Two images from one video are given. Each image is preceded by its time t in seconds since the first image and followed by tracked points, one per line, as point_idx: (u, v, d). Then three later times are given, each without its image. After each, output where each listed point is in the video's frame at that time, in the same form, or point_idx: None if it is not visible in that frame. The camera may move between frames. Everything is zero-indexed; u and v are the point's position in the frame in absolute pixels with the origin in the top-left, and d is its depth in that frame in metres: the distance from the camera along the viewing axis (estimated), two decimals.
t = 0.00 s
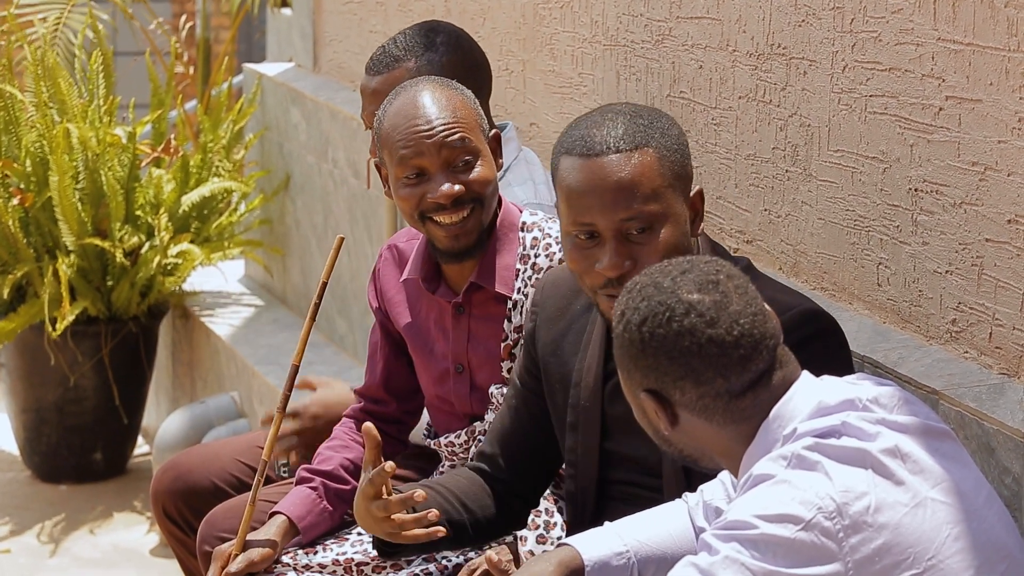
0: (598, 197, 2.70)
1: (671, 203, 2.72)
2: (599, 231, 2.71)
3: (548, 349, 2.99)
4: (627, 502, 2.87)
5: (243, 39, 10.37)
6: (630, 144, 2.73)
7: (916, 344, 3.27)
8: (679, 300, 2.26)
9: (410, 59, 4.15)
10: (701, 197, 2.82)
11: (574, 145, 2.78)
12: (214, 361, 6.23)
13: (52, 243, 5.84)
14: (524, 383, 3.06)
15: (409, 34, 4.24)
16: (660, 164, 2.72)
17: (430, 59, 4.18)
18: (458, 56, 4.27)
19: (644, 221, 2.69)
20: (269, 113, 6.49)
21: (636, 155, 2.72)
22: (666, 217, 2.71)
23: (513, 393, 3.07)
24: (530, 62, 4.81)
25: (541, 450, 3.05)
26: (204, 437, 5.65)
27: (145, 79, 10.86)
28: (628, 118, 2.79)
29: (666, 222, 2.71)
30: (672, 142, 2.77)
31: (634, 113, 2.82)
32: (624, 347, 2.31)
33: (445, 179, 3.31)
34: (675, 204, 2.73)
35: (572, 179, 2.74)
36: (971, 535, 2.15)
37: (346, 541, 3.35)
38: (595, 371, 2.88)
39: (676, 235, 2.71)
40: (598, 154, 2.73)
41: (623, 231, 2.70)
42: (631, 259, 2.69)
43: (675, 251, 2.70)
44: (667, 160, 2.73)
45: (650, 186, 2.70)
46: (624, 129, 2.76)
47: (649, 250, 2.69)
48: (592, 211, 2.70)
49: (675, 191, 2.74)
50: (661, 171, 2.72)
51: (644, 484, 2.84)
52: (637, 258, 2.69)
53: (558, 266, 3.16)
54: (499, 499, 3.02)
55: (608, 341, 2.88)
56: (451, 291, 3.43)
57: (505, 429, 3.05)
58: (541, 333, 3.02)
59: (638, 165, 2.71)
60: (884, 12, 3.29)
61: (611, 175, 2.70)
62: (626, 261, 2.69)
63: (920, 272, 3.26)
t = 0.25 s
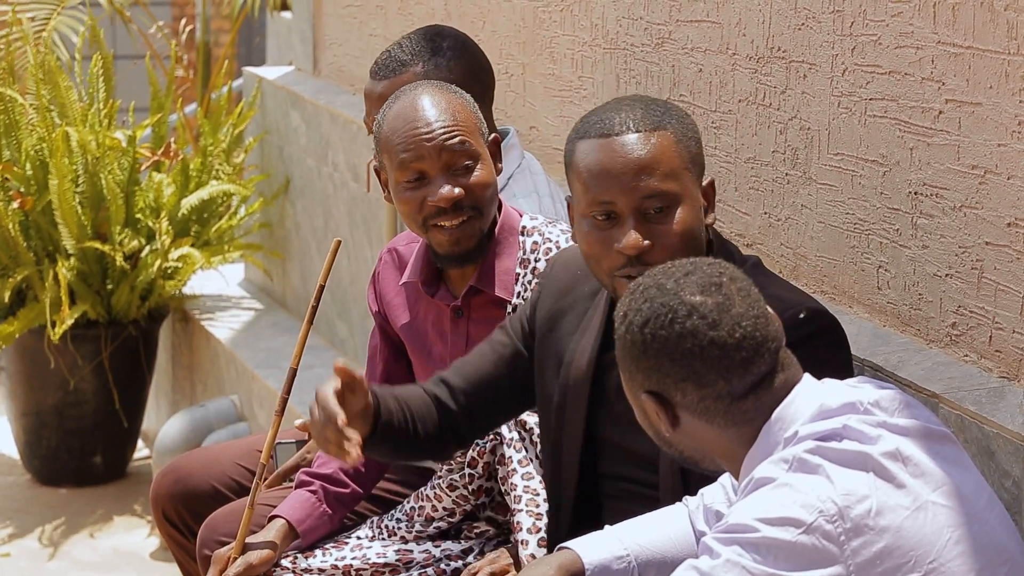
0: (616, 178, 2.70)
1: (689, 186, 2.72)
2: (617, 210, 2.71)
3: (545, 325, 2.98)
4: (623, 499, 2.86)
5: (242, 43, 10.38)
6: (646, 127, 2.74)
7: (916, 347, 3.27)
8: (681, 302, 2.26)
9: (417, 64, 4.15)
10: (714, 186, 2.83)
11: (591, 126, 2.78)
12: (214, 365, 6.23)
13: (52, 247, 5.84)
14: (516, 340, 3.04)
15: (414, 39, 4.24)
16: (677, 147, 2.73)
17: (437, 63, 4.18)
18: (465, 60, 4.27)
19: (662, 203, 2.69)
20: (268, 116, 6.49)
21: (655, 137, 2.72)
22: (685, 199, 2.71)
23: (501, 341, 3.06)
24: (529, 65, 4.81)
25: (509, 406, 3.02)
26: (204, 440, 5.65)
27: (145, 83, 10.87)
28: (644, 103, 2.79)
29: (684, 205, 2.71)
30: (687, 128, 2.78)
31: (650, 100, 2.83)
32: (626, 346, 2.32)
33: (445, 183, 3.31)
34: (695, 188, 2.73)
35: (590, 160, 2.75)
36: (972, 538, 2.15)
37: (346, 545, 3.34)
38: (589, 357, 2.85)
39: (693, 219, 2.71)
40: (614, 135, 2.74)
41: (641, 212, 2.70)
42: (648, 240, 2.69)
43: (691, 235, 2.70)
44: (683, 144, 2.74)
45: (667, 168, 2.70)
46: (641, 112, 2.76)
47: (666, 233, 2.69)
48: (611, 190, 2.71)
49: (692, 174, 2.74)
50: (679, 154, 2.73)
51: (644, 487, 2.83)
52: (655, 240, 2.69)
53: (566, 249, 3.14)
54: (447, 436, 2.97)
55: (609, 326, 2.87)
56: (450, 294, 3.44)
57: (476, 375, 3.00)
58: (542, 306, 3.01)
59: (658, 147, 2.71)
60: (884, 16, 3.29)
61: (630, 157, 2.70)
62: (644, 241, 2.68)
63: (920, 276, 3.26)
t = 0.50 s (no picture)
0: (578, 203, 2.70)
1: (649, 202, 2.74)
2: (583, 235, 2.69)
3: (511, 343, 3.04)
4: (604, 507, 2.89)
5: (242, 43, 10.39)
6: (600, 147, 2.76)
7: (916, 347, 3.27)
8: (683, 297, 2.26)
9: (428, 64, 4.15)
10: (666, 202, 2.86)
11: (545, 157, 2.78)
12: (214, 364, 6.23)
13: (52, 246, 5.84)
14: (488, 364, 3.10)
15: (425, 40, 4.24)
16: (631, 165, 2.75)
17: (449, 64, 4.18)
18: (478, 61, 4.27)
19: (628, 221, 2.70)
20: (268, 116, 6.49)
21: (609, 158, 2.74)
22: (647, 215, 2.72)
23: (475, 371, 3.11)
24: (529, 65, 4.81)
25: (493, 435, 3.09)
26: (204, 440, 5.65)
27: (145, 83, 10.88)
28: (590, 127, 2.82)
29: (648, 220, 2.72)
30: (635, 145, 2.81)
31: (595, 123, 2.86)
32: (627, 344, 2.30)
33: (446, 182, 3.30)
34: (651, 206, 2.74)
35: (547, 191, 2.74)
36: (971, 537, 2.15)
37: (346, 545, 3.34)
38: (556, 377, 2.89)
39: (658, 235, 2.72)
40: (569, 160, 2.74)
41: (610, 233, 2.69)
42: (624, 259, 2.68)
43: (660, 250, 2.71)
44: (635, 161, 2.77)
45: (627, 185, 2.72)
46: (591, 136, 2.79)
47: (638, 250, 2.69)
48: (576, 214, 2.70)
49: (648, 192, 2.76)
50: (634, 172, 2.75)
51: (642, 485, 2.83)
52: (627, 259, 2.68)
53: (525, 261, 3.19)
54: (437, 484, 3.00)
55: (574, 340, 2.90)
56: (451, 295, 3.46)
57: (461, 412, 3.06)
58: (506, 325, 3.06)
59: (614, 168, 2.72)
60: (884, 15, 3.29)
61: (587, 181, 2.71)
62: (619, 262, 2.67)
63: (920, 275, 3.26)
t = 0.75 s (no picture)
0: (584, 206, 2.72)
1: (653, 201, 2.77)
2: (589, 236, 2.72)
3: (522, 360, 2.99)
4: (612, 507, 2.92)
5: (242, 42, 10.39)
6: (606, 147, 2.78)
7: (915, 346, 3.27)
8: (685, 293, 2.26)
9: (438, 63, 4.16)
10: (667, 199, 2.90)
11: (550, 158, 2.80)
12: (214, 364, 6.23)
13: (52, 246, 5.83)
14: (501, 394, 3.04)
15: (435, 39, 4.25)
16: (637, 164, 2.78)
17: (456, 63, 4.19)
18: (487, 63, 4.28)
19: (633, 222, 2.73)
20: (268, 116, 6.49)
21: (615, 159, 2.76)
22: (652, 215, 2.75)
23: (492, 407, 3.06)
24: (529, 65, 4.81)
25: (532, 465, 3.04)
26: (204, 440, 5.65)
27: (145, 82, 10.89)
28: (594, 125, 2.84)
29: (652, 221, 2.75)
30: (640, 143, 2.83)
31: (599, 120, 2.88)
32: (626, 343, 2.30)
33: (446, 181, 3.30)
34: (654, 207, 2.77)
35: (552, 192, 2.77)
36: (973, 537, 2.14)
37: (346, 544, 3.33)
38: (568, 380, 2.91)
39: (662, 236, 2.75)
40: (574, 160, 2.76)
41: (614, 235, 2.72)
42: (627, 261, 2.71)
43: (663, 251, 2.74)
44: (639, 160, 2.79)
45: (633, 185, 2.74)
46: (596, 136, 2.80)
47: (640, 252, 2.72)
48: (581, 213, 2.72)
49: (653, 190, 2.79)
50: (638, 173, 2.77)
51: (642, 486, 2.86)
52: (632, 262, 2.71)
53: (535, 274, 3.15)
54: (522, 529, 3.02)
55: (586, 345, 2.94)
56: (452, 294, 3.43)
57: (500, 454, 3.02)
58: (512, 344, 3.01)
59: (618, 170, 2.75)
60: (884, 15, 3.29)
61: (592, 184, 2.73)
62: (623, 266, 2.70)
63: (920, 275, 3.26)
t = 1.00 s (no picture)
0: (616, 193, 2.69)
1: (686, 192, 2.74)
2: (617, 224, 2.69)
3: (542, 343, 2.94)
4: (618, 496, 2.83)
5: (243, 43, 10.40)
6: (642, 137, 2.74)
7: (916, 347, 3.27)
8: (747, 264, 2.20)
9: (443, 62, 4.17)
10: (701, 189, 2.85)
11: (584, 143, 2.76)
12: (214, 365, 6.23)
13: (52, 247, 5.84)
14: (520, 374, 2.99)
15: (443, 39, 4.26)
16: (671, 155, 2.74)
17: (462, 62, 4.20)
18: (495, 64, 4.27)
19: (664, 212, 2.70)
20: (269, 117, 6.48)
21: (649, 149, 2.72)
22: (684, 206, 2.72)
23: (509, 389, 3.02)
24: (530, 66, 4.80)
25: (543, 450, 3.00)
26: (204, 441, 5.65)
27: (145, 83, 10.90)
28: (631, 113, 2.80)
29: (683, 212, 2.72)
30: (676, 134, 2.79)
31: (636, 106, 2.84)
32: (678, 307, 2.23)
33: (445, 185, 3.30)
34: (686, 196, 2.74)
35: (584, 177, 2.73)
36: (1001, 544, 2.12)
37: (346, 543, 3.35)
38: (590, 363, 2.84)
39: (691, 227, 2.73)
40: (607, 148, 2.73)
41: (642, 224, 2.69)
42: (653, 252, 2.69)
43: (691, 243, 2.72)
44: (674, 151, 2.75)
45: (665, 177, 2.71)
46: (632, 122, 2.76)
47: (669, 242, 2.70)
48: (611, 200, 2.69)
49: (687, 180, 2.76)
50: (672, 163, 2.73)
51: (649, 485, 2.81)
52: (659, 252, 2.69)
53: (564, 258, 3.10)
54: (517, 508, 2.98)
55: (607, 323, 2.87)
56: (450, 296, 3.44)
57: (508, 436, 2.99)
58: (535, 325, 2.97)
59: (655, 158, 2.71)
60: (884, 16, 3.29)
61: (627, 170, 2.70)
62: (650, 256, 2.68)
63: (920, 276, 3.26)
